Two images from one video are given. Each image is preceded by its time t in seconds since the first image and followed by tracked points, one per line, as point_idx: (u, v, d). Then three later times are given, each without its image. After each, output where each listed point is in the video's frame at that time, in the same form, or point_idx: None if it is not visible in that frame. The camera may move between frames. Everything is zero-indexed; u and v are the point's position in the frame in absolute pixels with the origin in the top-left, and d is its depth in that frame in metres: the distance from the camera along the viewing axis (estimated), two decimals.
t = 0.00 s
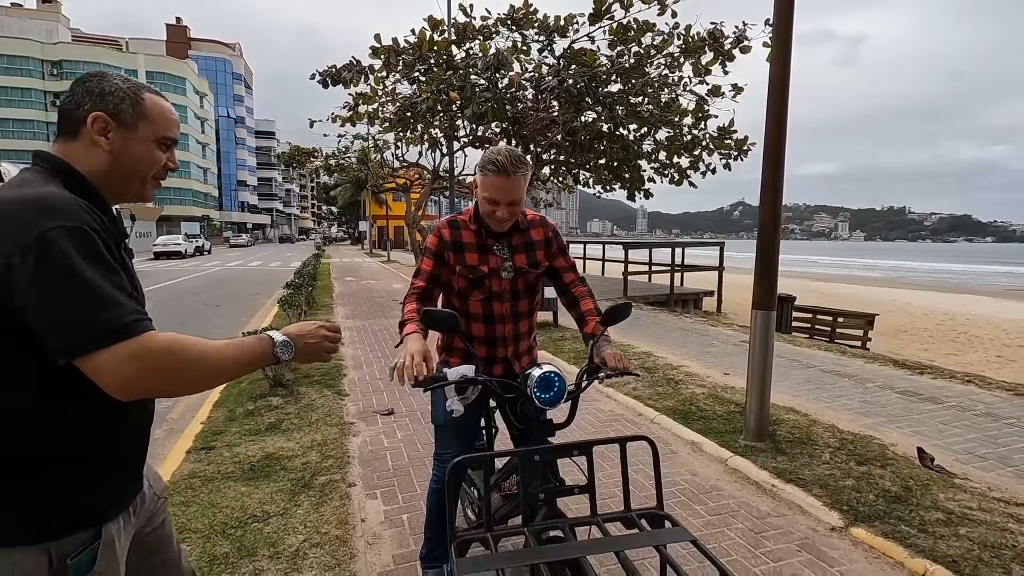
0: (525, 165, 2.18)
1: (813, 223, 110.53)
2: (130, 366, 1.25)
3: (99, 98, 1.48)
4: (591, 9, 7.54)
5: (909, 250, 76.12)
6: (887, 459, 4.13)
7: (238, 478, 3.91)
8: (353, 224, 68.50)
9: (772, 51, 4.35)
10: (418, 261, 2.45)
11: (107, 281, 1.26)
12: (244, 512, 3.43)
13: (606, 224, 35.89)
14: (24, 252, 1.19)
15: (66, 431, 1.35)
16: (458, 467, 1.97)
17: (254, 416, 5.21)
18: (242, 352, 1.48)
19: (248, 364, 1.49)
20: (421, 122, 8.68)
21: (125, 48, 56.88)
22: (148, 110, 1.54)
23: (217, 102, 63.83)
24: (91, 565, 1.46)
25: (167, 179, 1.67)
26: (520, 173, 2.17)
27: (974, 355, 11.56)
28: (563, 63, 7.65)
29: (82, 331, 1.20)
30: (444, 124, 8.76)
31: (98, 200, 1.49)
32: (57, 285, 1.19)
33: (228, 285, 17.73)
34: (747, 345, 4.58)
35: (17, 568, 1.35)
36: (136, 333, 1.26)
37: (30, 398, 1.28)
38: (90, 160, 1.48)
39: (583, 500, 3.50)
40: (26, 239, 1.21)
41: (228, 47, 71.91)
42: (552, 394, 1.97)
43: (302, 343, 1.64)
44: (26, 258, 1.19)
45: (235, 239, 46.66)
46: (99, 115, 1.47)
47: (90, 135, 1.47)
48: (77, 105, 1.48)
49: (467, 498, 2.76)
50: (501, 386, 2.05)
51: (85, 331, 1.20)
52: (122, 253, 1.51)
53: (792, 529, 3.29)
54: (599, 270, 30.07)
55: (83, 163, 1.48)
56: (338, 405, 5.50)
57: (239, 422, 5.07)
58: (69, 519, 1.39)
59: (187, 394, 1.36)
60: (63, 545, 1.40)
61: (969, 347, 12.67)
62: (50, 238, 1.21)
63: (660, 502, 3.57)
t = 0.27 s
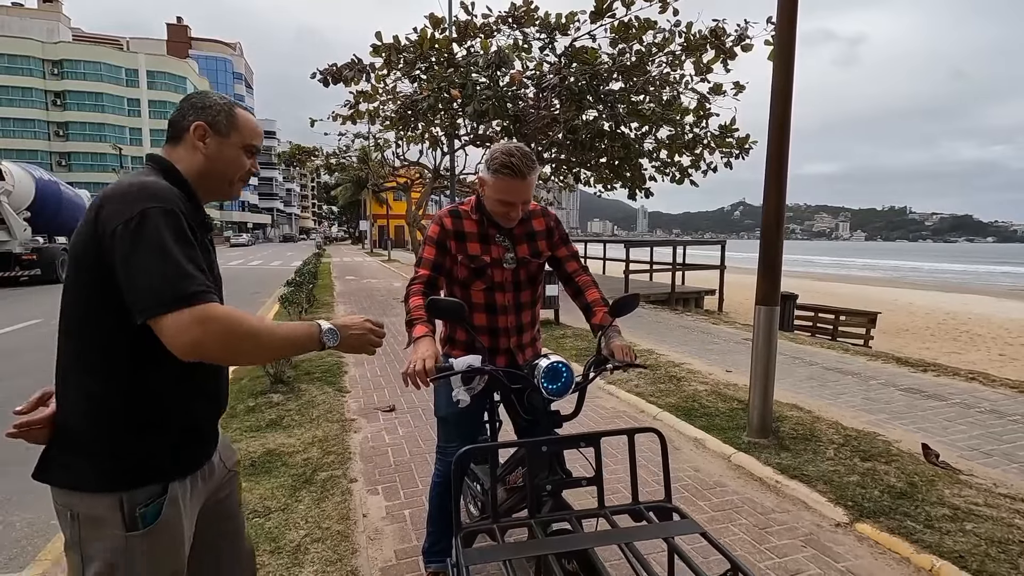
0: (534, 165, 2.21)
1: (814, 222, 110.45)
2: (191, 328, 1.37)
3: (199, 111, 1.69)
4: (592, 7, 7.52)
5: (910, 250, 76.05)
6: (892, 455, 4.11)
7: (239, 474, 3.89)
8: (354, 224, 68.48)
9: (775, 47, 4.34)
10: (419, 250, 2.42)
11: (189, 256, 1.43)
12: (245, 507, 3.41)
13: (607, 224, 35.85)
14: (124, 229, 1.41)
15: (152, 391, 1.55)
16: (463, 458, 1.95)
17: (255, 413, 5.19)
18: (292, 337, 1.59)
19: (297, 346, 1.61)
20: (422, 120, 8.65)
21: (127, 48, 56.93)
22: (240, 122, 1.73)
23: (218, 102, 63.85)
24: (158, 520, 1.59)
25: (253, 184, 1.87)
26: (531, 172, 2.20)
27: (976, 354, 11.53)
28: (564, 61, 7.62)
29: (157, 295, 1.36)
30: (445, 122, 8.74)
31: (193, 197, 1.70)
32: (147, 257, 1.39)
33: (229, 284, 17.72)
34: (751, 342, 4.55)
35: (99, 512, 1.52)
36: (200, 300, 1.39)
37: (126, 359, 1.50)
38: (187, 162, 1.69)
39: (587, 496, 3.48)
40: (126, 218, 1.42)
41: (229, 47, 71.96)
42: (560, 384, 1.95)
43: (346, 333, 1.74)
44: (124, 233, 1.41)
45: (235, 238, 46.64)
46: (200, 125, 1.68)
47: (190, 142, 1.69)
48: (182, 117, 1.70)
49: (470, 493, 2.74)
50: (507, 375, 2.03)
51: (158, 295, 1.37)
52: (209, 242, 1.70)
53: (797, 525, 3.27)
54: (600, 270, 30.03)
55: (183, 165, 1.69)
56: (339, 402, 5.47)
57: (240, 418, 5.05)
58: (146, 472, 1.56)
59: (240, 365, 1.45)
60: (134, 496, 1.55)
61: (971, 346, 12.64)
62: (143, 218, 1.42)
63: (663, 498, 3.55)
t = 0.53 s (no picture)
0: (538, 162, 2.16)
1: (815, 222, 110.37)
2: (249, 286, 1.48)
3: (289, 122, 1.87)
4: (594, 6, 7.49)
5: (911, 250, 75.98)
6: (897, 453, 4.08)
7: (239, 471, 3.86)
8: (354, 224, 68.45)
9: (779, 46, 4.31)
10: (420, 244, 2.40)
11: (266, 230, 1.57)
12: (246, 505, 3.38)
13: (608, 224, 35.79)
14: (217, 197, 1.55)
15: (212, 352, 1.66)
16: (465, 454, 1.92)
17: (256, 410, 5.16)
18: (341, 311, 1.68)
19: (348, 325, 1.70)
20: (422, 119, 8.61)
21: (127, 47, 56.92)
22: (322, 135, 1.93)
23: (219, 101, 63.84)
24: (191, 467, 1.66)
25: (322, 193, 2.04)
26: (534, 171, 2.15)
27: (978, 353, 11.50)
28: (565, 59, 7.58)
29: (236, 256, 1.49)
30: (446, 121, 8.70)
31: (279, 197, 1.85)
32: (234, 223, 1.52)
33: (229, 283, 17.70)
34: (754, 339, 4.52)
35: (138, 453, 1.63)
36: (264, 264, 1.51)
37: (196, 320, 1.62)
38: (276, 165, 1.85)
39: (590, 493, 3.45)
40: (220, 189, 1.57)
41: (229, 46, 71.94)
42: (563, 379, 1.93)
43: (393, 322, 1.82)
44: (215, 202, 1.55)
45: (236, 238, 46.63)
46: (289, 133, 1.86)
47: (279, 147, 1.86)
48: (274, 128, 1.88)
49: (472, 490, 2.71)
50: (510, 371, 2.01)
51: (234, 257, 1.49)
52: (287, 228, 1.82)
53: (802, 523, 3.23)
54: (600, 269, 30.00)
55: (271, 169, 1.85)
56: (340, 400, 5.45)
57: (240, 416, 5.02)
58: (192, 427, 1.66)
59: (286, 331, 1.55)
60: (168, 441, 1.63)
61: (973, 345, 12.61)
62: (235, 191, 1.57)
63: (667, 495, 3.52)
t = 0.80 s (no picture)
0: (534, 165, 2.15)
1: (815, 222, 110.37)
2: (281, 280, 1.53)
3: (339, 144, 1.96)
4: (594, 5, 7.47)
5: (911, 250, 75.98)
6: (900, 453, 4.05)
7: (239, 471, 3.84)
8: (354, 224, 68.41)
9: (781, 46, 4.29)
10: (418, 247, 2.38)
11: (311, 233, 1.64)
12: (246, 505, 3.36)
13: (608, 224, 35.75)
14: (271, 199, 1.63)
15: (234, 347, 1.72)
16: (465, 455, 1.90)
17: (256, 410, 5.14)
18: (374, 317, 1.67)
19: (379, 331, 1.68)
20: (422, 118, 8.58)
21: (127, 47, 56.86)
22: (369, 159, 2.00)
23: (219, 101, 63.81)
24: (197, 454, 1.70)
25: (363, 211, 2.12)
26: (531, 174, 2.14)
27: (979, 353, 11.48)
28: (566, 58, 7.55)
29: (278, 254, 1.55)
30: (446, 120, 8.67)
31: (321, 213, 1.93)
32: (282, 226, 1.59)
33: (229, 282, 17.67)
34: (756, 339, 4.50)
35: (148, 433, 1.69)
36: (298, 261, 1.56)
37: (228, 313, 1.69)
38: (321, 180, 1.94)
39: (592, 493, 3.43)
40: (276, 192, 1.65)
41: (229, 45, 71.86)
42: (563, 379, 1.91)
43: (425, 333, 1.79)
44: (268, 204, 1.62)
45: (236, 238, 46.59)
46: (337, 156, 1.93)
47: (327, 165, 1.94)
48: (325, 148, 1.96)
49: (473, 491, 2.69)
50: (509, 371, 1.99)
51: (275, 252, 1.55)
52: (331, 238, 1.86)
53: (806, 524, 3.21)
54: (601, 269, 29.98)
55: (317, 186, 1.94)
56: (340, 399, 5.42)
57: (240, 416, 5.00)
58: (205, 413, 1.71)
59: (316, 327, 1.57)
60: (177, 425, 1.68)
61: (974, 345, 12.59)
62: (288, 196, 1.64)
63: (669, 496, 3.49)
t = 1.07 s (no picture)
0: (525, 167, 2.13)
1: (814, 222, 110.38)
2: (285, 282, 1.51)
3: (346, 142, 1.94)
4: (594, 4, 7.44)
5: (910, 250, 76.02)
6: (903, 454, 4.03)
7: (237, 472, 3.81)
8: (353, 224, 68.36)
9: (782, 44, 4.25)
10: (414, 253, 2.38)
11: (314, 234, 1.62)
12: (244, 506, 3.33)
13: (607, 224, 35.73)
14: (274, 200, 1.60)
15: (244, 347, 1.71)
16: (464, 458, 1.87)
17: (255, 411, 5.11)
18: (377, 319, 1.64)
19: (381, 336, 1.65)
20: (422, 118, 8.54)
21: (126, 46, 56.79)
22: (377, 158, 1.97)
23: (218, 101, 63.75)
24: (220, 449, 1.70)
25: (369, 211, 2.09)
26: (522, 175, 2.11)
27: (979, 353, 11.46)
28: (566, 57, 7.52)
29: (280, 256, 1.53)
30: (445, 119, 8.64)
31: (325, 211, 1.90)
32: (286, 227, 1.57)
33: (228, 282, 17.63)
34: (757, 340, 4.47)
35: (168, 433, 1.68)
36: (301, 263, 1.53)
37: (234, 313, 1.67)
38: (326, 179, 1.92)
39: (593, 495, 3.40)
40: (277, 192, 1.62)
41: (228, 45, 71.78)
42: (563, 381, 1.88)
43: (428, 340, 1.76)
44: (272, 205, 1.60)
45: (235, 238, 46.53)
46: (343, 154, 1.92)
47: (332, 163, 1.92)
48: (332, 146, 1.94)
49: (472, 493, 2.66)
50: (508, 373, 1.96)
51: (278, 256, 1.53)
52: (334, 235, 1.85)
53: (808, 526, 3.19)
54: (601, 269, 29.96)
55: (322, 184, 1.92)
56: (339, 400, 5.40)
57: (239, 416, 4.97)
58: (224, 410, 1.70)
59: (321, 330, 1.54)
60: (198, 423, 1.68)
61: (974, 345, 12.57)
62: (292, 197, 1.62)
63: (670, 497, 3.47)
